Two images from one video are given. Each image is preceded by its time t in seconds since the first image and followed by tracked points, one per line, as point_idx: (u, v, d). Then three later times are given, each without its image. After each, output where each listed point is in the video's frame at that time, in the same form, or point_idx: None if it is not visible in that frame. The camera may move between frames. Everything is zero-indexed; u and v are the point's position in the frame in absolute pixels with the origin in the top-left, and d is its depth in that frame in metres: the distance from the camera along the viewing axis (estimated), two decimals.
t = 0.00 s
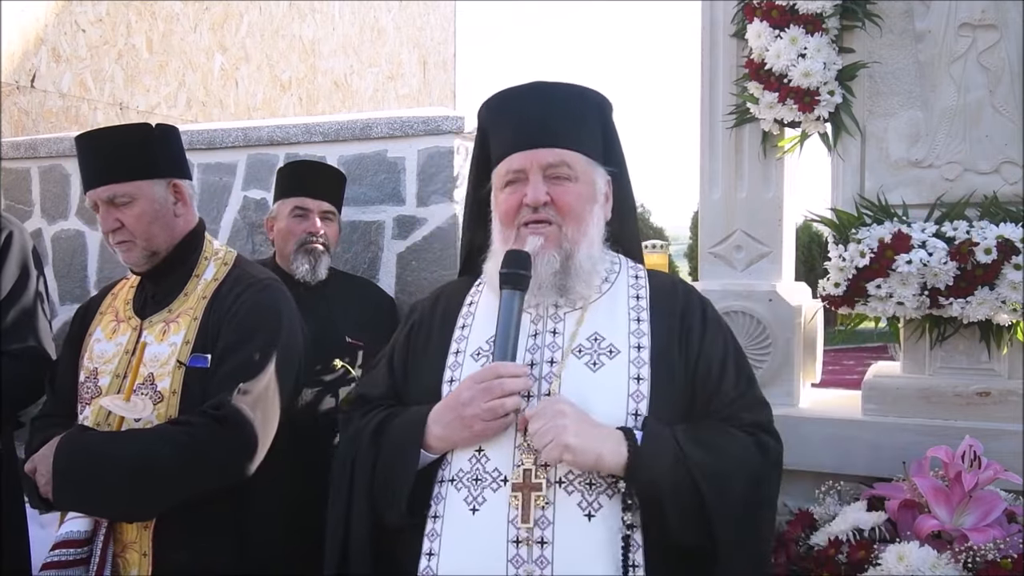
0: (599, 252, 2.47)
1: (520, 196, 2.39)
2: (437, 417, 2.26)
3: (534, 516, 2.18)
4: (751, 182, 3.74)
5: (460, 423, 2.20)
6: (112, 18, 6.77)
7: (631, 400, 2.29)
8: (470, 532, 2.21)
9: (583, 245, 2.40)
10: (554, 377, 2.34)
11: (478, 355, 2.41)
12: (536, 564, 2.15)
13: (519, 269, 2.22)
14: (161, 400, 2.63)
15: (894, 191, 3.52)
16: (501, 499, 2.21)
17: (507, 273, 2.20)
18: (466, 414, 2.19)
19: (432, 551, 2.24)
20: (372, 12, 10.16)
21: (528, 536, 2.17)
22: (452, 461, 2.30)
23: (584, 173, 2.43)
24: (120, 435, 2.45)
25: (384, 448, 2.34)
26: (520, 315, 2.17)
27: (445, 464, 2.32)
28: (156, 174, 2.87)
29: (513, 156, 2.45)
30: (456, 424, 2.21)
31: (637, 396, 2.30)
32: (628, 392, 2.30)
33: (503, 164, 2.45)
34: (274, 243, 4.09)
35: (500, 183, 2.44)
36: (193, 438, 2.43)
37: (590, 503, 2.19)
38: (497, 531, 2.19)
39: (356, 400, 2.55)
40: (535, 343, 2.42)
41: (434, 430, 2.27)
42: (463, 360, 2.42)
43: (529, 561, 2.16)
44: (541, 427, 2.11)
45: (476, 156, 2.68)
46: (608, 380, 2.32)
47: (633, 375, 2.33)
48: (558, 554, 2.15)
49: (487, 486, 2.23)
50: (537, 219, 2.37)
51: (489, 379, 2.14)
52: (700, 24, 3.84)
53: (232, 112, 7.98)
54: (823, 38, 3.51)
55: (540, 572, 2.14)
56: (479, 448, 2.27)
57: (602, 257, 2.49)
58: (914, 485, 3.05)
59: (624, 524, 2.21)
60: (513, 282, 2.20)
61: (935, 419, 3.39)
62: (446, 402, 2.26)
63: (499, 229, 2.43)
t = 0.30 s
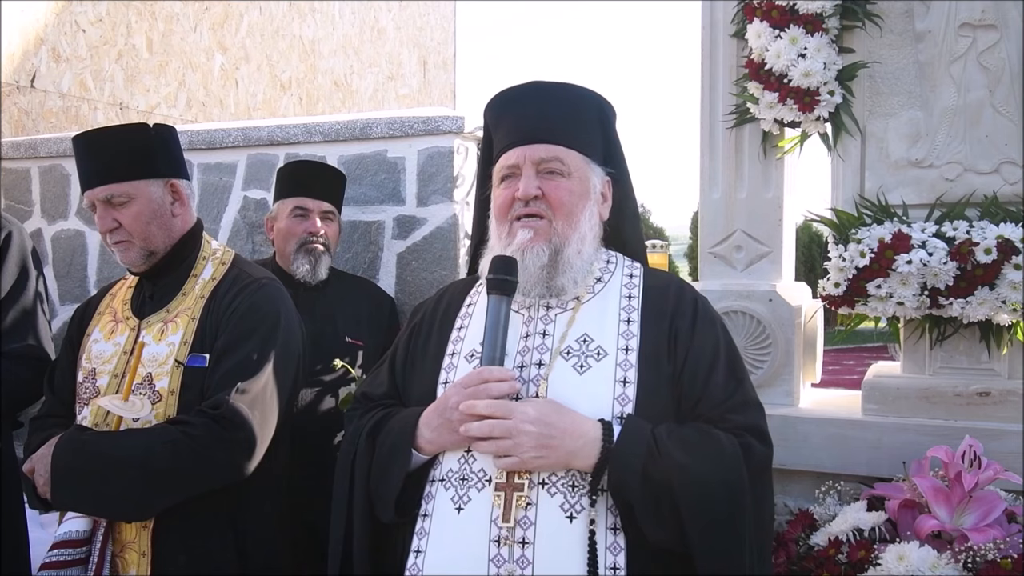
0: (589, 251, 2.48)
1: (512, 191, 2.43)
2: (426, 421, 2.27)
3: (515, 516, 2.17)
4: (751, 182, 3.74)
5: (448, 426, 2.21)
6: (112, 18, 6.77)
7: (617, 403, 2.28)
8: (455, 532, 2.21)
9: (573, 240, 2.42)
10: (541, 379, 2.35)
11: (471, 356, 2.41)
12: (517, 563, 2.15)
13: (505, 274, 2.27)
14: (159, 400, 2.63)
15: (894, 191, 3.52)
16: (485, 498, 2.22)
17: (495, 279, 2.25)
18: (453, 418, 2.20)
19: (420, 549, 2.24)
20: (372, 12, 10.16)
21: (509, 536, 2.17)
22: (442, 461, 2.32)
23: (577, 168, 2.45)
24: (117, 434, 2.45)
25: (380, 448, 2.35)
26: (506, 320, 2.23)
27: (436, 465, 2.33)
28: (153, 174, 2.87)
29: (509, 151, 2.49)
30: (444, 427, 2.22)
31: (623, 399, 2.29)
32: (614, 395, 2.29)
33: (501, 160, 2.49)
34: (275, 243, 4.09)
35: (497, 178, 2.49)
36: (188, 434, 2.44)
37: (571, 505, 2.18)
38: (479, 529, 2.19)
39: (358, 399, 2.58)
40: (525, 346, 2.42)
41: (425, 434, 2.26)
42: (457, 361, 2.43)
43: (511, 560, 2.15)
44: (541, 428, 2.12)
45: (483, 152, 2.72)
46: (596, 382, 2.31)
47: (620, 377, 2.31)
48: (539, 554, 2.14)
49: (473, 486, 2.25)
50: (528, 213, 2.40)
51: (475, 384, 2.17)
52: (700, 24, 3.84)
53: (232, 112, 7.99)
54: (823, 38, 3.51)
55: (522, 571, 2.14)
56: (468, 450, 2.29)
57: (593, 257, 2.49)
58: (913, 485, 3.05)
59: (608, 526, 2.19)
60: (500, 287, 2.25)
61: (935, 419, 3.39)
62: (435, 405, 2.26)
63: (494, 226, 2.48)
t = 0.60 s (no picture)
0: (574, 250, 2.47)
1: (497, 191, 2.43)
2: (413, 417, 2.26)
3: (499, 508, 2.17)
4: (751, 182, 3.74)
5: (433, 423, 2.20)
6: (112, 18, 6.76)
7: (599, 397, 2.28)
8: (440, 525, 2.21)
9: (558, 239, 2.42)
10: (526, 375, 2.35)
11: (458, 355, 2.41)
12: (502, 556, 2.15)
13: (489, 271, 2.26)
14: (158, 399, 2.63)
15: (894, 191, 3.52)
16: (470, 492, 2.21)
17: (479, 278, 2.24)
18: (439, 414, 2.19)
19: (406, 544, 2.24)
20: (372, 12, 10.17)
21: (493, 528, 2.16)
22: (429, 457, 2.32)
23: (562, 169, 2.46)
24: (116, 433, 2.45)
25: (367, 449, 2.36)
26: (491, 319, 2.21)
27: (423, 460, 2.33)
28: (153, 174, 2.87)
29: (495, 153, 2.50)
30: (430, 424, 2.21)
31: (605, 392, 2.29)
32: (596, 390, 2.29)
33: (487, 163, 2.50)
34: (275, 243, 4.09)
35: (483, 180, 2.49)
36: (187, 433, 2.44)
37: (555, 498, 2.17)
38: (464, 522, 2.19)
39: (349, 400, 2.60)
40: (510, 344, 2.42)
41: (412, 431, 2.26)
42: (444, 360, 2.42)
43: (495, 553, 2.15)
44: (539, 427, 2.12)
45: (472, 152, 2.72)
46: (580, 377, 2.31)
47: (602, 372, 2.31)
48: (523, 546, 2.14)
49: (458, 481, 2.24)
50: (512, 213, 2.41)
51: (460, 380, 2.16)
52: (700, 24, 3.84)
53: (232, 112, 7.98)
54: (823, 38, 3.52)
55: (506, 564, 2.14)
56: (454, 445, 2.29)
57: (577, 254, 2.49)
58: (914, 485, 3.05)
59: (592, 518, 2.19)
60: (485, 286, 2.24)
61: (935, 419, 3.39)
62: (422, 403, 2.25)
63: (480, 227, 2.49)
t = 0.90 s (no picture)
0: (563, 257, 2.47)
1: (491, 200, 2.40)
2: (403, 420, 2.26)
3: (489, 510, 2.17)
4: (751, 182, 3.74)
5: (423, 425, 2.20)
6: (112, 18, 6.76)
7: (589, 399, 2.28)
8: (429, 525, 2.20)
9: (551, 247, 2.42)
10: (516, 378, 2.34)
11: (448, 358, 2.41)
12: (492, 556, 2.15)
13: (482, 279, 2.24)
14: (157, 398, 2.63)
15: (894, 191, 3.52)
16: (460, 494, 2.21)
17: (470, 282, 2.22)
18: (429, 416, 2.19)
19: (396, 545, 2.22)
20: (372, 12, 10.17)
21: (483, 529, 2.16)
22: (418, 459, 2.31)
23: (553, 177, 2.45)
24: (115, 433, 2.45)
25: (357, 450, 2.35)
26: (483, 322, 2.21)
27: (413, 462, 2.32)
28: (152, 174, 2.87)
29: (484, 163, 2.46)
30: (420, 426, 2.21)
31: (594, 395, 2.28)
32: (585, 393, 2.29)
33: (475, 172, 2.46)
34: (275, 243, 4.09)
35: (472, 190, 2.45)
36: (186, 433, 2.44)
37: (544, 499, 2.17)
38: (455, 523, 2.18)
39: (338, 403, 2.59)
40: (499, 348, 2.41)
41: (401, 433, 2.26)
42: (434, 363, 2.42)
43: (485, 553, 2.15)
44: (538, 425, 2.11)
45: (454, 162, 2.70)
46: (570, 381, 2.31)
47: (591, 375, 2.31)
48: (513, 547, 2.14)
49: (448, 482, 2.23)
50: (507, 224, 2.38)
51: (450, 383, 2.16)
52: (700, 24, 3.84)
53: (232, 111, 7.98)
54: (823, 38, 3.52)
55: (496, 565, 2.14)
56: (444, 447, 2.28)
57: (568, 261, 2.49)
58: (914, 484, 3.05)
59: (580, 519, 2.19)
60: (476, 290, 2.23)
61: (935, 419, 3.39)
62: (412, 405, 2.25)
63: (471, 234, 2.46)
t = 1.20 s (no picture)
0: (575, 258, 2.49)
1: (512, 214, 2.40)
2: (409, 409, 2.27)
3: (500, 498, 2.16)
4: (751, 182, 3.74)
5: (432, 413, 2.21)
6: (112, 18, 6.76)
7: (597, 390, 2.28)
8: (434, 517, 2.20)
9: (571, 253, 2.46)
10: (524, 369, 2.35)
11: (450, 351, 2.42)
12: (502, 544, 2.13)
13: (493, 271, 2.25)
14: (158, 398, 2.63)
15: (894, 191, 3.52)
16: (468, 483, 2.21)
17: (483, 273, 2.24)
18: (438, 405, 2.20)
19: (401, 535, 2.23)
20: (371, 12, 10.17)
21: (494, 518, 2.15)
22: (423, 450, 2.31)
23: (560, 186, 2.49)
24: (116, 433, 2.45)
25: (357, 443, 2.36)
26: (495, 313, 2.21)
27: (416, 454, 2.33)
28: (152, 174, 2.87)
29: (492, 177, 2.46)
30: (429, 414, 2.21)
31: (602, 386, 2.28)
32: (592, 384, 2.29)
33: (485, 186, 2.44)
34: (276, 242, 4.09)
35: (484, 204, 2.44)
36: (187, 432, 2.44)
37: (555, 487, 2.16)
38: (463, 512, 2.18)
39: (331, 401, 2.57)
40: (505, 341, 2.42)
41: (407, 423, 2.26)
42: (435, 356, 2.43)
43: (496, 542, 2.13)
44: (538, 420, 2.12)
45: (431, 175, 2.68)
46: (576, 373, 2.32)
47: (598, 367, 2.33)
48: (523, 534, 2.12)
49: (455, 472, 2.24)
50: (532, 236, 2.38)
51: (462, 371, 2.16)
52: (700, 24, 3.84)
53: (232, 112, 7.99)
54: (823, 38, 3.52)
55: (506, 553, 2.12)
56: (451, 438, 2.29)
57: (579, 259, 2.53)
58: (914, 484, 3.05)
59: (590, 506, 2.15)
60: (488, 281, 2.24)
61: (935, 419, 3.39)
62: (418, 395, 2.26)
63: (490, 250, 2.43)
